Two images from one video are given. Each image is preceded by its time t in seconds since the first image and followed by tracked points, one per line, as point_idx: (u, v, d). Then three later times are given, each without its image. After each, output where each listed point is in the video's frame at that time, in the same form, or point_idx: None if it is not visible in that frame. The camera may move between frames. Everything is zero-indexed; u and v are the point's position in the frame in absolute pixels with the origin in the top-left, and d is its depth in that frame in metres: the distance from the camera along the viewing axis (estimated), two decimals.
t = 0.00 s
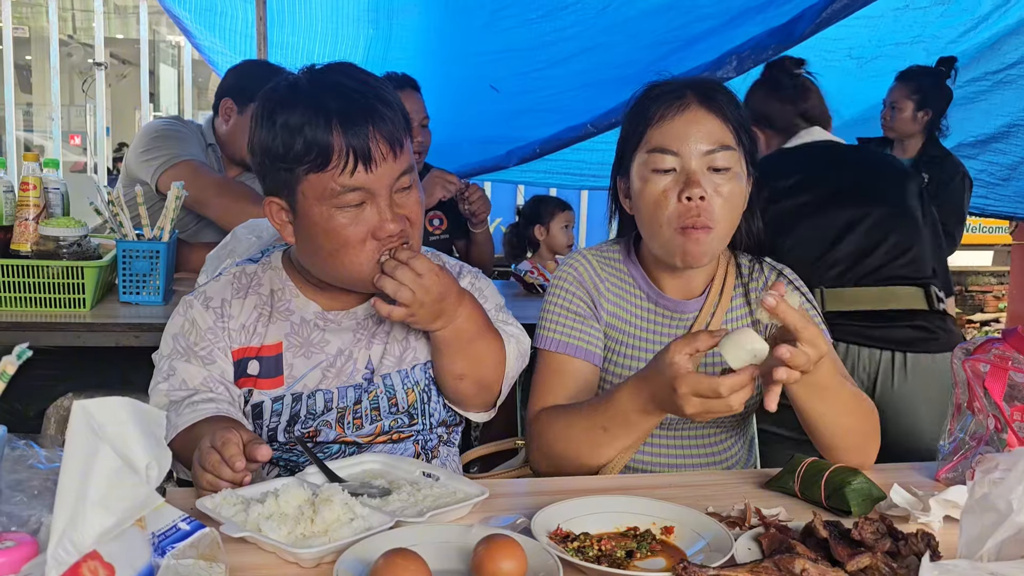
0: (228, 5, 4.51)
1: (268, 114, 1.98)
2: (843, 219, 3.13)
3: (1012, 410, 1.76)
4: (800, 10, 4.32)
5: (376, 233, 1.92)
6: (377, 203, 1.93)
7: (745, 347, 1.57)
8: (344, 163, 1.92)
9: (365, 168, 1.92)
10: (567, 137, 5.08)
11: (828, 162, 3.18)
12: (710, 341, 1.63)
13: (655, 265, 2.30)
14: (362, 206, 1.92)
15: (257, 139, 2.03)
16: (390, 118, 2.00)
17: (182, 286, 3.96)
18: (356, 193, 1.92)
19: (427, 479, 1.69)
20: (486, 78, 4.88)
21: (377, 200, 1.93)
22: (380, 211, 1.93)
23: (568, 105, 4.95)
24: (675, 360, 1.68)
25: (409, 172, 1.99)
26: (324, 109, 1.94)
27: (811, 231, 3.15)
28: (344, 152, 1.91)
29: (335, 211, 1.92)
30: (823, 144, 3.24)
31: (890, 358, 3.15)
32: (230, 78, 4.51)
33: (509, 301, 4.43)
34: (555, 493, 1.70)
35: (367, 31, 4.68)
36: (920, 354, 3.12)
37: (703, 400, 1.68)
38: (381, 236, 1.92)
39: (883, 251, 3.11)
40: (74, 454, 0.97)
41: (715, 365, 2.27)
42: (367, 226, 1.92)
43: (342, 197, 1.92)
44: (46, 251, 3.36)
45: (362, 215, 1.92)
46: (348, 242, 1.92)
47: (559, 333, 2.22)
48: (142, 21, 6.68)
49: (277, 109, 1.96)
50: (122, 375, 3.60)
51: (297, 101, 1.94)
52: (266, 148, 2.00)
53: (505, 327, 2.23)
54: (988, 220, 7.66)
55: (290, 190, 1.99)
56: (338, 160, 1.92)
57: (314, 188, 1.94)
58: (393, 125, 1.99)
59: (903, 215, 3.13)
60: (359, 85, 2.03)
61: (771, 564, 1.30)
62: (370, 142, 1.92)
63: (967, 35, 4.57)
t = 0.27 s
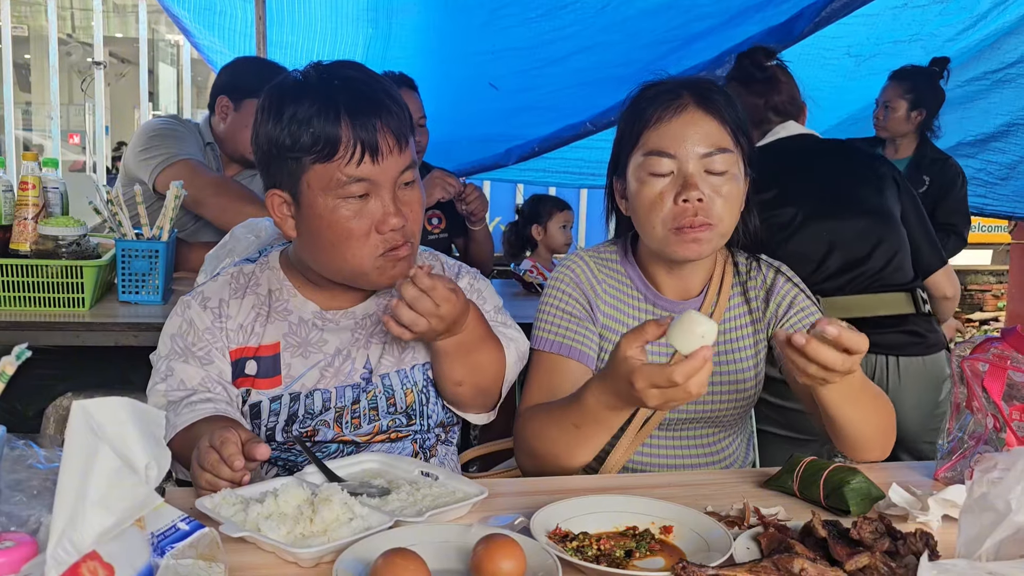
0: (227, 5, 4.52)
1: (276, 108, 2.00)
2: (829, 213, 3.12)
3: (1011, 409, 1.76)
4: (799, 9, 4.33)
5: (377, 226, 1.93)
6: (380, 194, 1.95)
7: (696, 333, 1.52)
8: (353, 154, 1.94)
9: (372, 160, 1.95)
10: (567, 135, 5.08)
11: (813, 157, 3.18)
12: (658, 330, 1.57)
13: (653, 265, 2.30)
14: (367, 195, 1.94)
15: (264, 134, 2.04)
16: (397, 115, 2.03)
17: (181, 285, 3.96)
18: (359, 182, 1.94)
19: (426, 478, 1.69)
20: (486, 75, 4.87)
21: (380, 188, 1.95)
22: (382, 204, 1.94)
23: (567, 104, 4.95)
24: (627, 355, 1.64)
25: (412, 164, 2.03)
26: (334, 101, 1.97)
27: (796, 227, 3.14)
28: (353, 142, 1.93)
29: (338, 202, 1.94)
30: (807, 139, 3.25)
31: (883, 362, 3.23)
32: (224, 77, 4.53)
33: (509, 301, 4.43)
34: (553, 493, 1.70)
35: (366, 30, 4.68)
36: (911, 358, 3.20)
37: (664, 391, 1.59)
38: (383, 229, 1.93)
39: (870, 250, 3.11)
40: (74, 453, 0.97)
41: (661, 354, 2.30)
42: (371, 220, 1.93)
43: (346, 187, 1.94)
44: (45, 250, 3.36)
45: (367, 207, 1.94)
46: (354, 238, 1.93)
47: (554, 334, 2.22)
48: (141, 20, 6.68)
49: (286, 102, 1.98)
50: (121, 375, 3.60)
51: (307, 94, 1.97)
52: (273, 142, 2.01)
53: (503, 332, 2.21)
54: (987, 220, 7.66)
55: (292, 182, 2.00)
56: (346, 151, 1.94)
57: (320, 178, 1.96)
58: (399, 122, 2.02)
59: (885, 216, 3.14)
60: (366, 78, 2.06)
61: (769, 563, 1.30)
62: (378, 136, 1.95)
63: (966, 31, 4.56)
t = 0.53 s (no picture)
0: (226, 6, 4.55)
1: (280, 97, 2.04)
2: (886, 270, 3.13)
3: (1008, 409, 1.76)
4: (799, 10, 4.36)
5: (372, 209, 1.96)
6: (374, 176, 1.98)
7: (652, 316, 1.56)
8: (352, 136, 1.98)
9: (370, 142, 1.98)
10: (566, 135, 5.09)
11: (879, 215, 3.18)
12: (618, 321, 1.63)
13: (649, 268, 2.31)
14: (362, 177, 1.97)
15: (266, 123, 2.08)
16: (399, 106, 2.07)
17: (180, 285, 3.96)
18: (356, 163, 1.97)
19: (425, 478, 1.70)
20: (485, 76, 4.87)
21: (375, 172, 1.98)
22: (377, 188, 1.98)
23: (565, 105, 4.95)
24: (590, 348, 1.68)
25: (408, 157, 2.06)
26: (337, 89, 2.02)
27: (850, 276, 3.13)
28: (353, 126, 1.97)
29: (335, 180, 1.97)
30: (875, 196, 3.24)
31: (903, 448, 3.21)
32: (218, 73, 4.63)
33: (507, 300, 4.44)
34: (550, 493, 1.71)
35: (365, 29, 4.66)
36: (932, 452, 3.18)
37: (627, 379, 1.60)
38: (376, 215, 1.96)
39: (915, 313, 3.16)
40: (74, 452, 0.97)
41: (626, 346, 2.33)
42: (361, 206, 1.96)
43: (342, 166, 1.97)
44: (44, 250, 3.36)
45: (361, 190, 1.97)
46: (348, 222, 1.96)
47: (545, 341, 2.26)
48: (140, 20, 6.71)
49: (290, 91, 2.03)
50: (121, 374, 3.61)
51: (312, 83, 2.02)
52: (275, 128, 2.05)
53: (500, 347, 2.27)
54: (986, 219, 7.66)
55: (288, 161, 2.03)
56: (345, 132, 1.97)
57: (317, 156, 1.98)
58: (401, 113, 2.07)
59: (935, 286, 3.19)
60: (371, 72, 2.12)
61: (767, 563, 1.31)
62: (377, 121, 1.99)
63: (966, 30, 4.61)
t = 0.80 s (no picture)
0: (224, 5, 4.53)
1: (296, 89, 2.06)
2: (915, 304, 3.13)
3: (1006, 409, 1.77)
4: (797, 10, 4.36)
5: (379, 202, 1.97)
6: (384, 169, 2.00)
7: (642, 333, 1.51)
8: (365, 129, 2.00)
9: (384, 138, 2.01)
10: (563, 135, 5.08)
11: (920, 255, 3.16)
12: (608, 342, 1.60)
13: (647, 271, 2.31)
14: (373, 169, 2.00)
15: (280, 111, 2.08)
16: (413, 108, 2.11)
17: (178, 284, 3.96)
18: (368, 154, 1.99)
19: (423, 478, 1.70)
20: (484, 76, 4.87)
21: (385, 165, 2.01)
22: (382, 183, 1.99)
23: (564, 105, 4.95)
24: (581, 370, 1.66)
25: (415, 159, 2.08)
26: (355, 84, 2.04)
27: (881, 304, 3.11)
28: (369, 119, 2.00)
29: (345, 167, 1.98)
30: (922, 237, 3.19)
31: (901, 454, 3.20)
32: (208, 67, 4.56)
33: (505, 300, 4.44)
34: (546, 493, 1.71)
35: (363, 29, 4.62)
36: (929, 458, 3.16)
37: (622, 399, 1.59)
38: (381, 209, 1.97)
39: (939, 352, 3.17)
40: (72, 453, 0.97)
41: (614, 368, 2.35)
42: (369, 197, 1.98)
43: (352, 155, 1.99)
44: (42, 250, 3.35)
45: (370, 181, 1.99)
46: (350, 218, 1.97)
47: (540, 347, 2.27)
48: (137, 19, 6.73)
49: (306, 83, 2.05)
50: (119, 374, 3.60)
51: (330, 77, 2.05)
52: (289, 117, 2.05)
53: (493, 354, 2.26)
54: (983, 219, 7.66)
55: (300, 148, 2.04)
56: (361, 122, 2.00)
57: (330, 141, 2.00)
58: (415, 115, 2.10)
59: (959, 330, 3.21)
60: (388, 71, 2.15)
61: (764, 563, 1.31)
62: (391, 118, 2.02)
63: (962, 32, 4.58)
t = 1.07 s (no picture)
0: (223, 5, 4.51)
1: (321, 83, 2.06)
2: (914, 308, 3.13)
3: (1004, 409, 1.78)
4: (795, 10, 4.38)
5: (388, 206, 1.97)
6: (400, 175, 2.00)
7: (634, 342, 1.52)
8: (386, 133, 2.01)
9: (403, 144, 2.02)
10: (562, 134, 5.08)
11: (919, 259, 3.13)
12: (599, 351, 1.61)
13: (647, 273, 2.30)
14: (388, 173, 1.99)
15: (300, 103, 2.08)
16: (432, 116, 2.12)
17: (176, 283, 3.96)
18: (385, 158, 1.99)
19: (421, 478, 1.69)
20: (481, 76, 4.86)
21: (401, 168, 2.01)
22: (393, 189, 1.99)
23: (563, 104, 4.96)
24: (575, 381, 1.67)
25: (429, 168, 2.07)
26: (380, 86, 2.05)
27: (882, 308, 3.11)
28: (390, 125, 2.01)
29: (357, 171, 1.98)
30: (921, 241, 3.17)
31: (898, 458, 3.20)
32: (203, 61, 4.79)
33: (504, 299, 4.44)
34: (545, 491, 1.71)
35: (362, 28, 4.55)
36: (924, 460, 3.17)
37: (617, 409, 1.59)
38: (391, 214, 1.97)
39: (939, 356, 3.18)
40: (70, 452, 0.97)
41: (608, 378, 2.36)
42: (379, 201, 1.97)
43: (366, 158, 1.98)
44: (40, 248, 3.35)
45: (383, 186, 1.98)
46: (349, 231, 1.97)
47: (538, 347, 2.27)
48: (137, 17, 6.79)
49: (332, 79, 2.05)
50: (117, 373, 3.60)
51: (356, 77, 2.06)
52: (309, 111, 2.05)
53: (490, 355, 2.25)
54: (981, 220, 7.68)
55: (317, 144, 2.03)
56: (381, 127, 2.01)
57: (347, 142, 2.00)
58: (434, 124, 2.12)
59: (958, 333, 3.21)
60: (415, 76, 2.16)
61: (763, 562, 1.31)
62: (410, 126, 2.03)
63: (958, 33, 4.58)
